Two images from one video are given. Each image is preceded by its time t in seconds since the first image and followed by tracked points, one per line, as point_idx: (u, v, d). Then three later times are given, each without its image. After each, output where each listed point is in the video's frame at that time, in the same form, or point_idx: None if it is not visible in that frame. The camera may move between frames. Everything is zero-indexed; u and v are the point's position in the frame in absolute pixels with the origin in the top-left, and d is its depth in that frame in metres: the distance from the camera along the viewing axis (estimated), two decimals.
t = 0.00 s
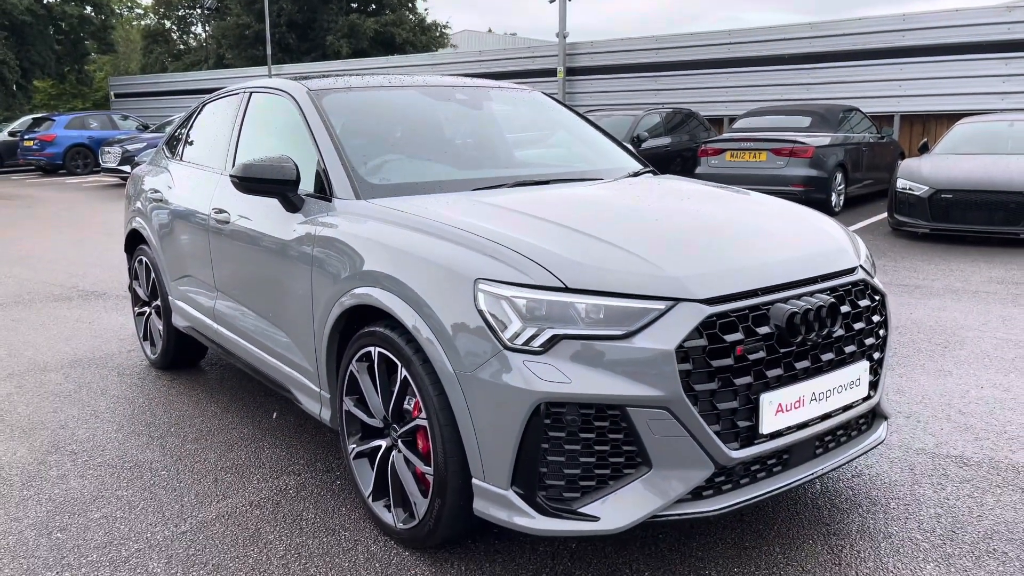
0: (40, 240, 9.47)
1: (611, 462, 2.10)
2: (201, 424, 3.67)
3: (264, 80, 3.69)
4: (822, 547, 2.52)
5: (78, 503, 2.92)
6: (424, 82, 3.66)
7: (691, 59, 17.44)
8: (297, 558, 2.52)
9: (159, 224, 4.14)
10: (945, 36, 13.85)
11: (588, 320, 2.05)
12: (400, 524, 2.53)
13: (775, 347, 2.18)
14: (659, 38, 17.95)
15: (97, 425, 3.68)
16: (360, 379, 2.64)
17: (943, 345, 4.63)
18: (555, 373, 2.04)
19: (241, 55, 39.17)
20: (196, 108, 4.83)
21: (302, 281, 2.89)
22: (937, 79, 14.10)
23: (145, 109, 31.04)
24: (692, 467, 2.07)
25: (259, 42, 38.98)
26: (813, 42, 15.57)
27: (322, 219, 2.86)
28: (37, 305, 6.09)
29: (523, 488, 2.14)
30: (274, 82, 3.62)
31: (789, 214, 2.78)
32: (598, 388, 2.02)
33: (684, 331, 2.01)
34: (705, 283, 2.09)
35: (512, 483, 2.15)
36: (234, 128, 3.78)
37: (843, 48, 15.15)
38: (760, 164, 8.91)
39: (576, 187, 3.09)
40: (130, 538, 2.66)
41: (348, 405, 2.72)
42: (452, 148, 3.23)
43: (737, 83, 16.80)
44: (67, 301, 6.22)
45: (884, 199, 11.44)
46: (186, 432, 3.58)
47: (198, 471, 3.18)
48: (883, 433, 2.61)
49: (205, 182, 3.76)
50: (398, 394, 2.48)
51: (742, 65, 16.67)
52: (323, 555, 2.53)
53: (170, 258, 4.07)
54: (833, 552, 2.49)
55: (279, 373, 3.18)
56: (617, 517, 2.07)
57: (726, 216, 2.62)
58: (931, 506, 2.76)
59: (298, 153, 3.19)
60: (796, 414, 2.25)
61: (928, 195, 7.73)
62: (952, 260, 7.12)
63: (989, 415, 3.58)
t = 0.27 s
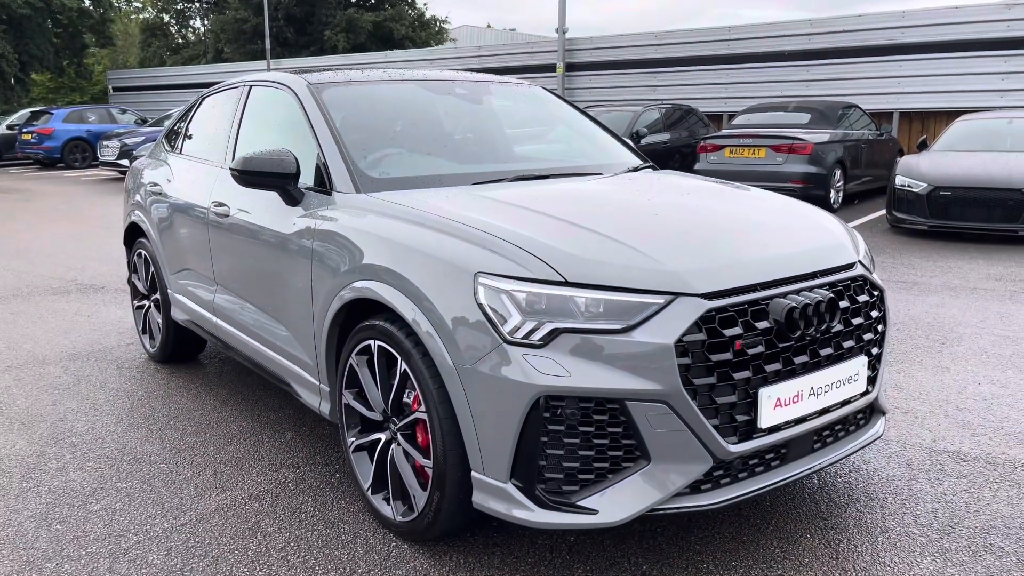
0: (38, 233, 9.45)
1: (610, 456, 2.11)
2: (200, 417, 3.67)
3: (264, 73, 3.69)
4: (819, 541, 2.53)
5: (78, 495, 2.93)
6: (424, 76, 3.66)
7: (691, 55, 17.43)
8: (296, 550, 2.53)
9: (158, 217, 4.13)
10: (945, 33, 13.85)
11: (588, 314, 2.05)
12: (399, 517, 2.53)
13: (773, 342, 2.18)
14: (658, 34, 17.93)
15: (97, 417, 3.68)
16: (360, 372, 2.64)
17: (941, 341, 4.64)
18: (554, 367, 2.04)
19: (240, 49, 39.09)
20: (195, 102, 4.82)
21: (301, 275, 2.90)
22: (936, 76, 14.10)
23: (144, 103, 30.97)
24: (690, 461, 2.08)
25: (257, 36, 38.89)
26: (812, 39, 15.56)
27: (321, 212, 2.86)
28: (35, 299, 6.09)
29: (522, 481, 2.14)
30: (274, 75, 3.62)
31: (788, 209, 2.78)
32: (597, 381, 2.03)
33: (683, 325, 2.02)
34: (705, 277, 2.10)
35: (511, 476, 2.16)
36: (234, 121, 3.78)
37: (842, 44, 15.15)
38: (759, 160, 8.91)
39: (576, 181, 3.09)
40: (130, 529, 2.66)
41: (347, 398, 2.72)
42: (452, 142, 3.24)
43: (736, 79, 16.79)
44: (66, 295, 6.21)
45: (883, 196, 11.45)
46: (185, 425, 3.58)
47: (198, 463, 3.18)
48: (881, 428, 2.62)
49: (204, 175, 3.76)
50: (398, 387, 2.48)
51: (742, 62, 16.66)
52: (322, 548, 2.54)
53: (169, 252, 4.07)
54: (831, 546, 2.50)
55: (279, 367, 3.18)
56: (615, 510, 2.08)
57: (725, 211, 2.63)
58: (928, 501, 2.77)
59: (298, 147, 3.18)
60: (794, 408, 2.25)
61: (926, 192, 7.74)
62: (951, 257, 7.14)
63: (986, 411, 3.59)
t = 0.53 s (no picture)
0: (35, 227, 9.43)
1: (608, 451, 2.11)
2: (199, 411, 3.68)
3: (264, 67, 3.68)
4: (816, 536, 2.54)
5: (76, 488, 2.93)
6: (424, 71, 3.65)
7: (690, 51, 17.41)
8: (295, 544, 2.53)
9: (157, 210, 4.13)
10: (944, 30, 13.85)
11: (588, 310, 2.05)
12: (398, 512, 2.54)
13: (772, 338, 2.19)
14: (658, 30, 17.90)
15: (95, 410, 3.68)
16: (359, 366, 2.64)
17: (938, 338, 4.65)
18: (554, 362, 2.05)
19: (238, 43, 38.97)
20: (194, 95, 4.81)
21: (301, 269, 2.89)
22: (934, 73, 14.10)
23: (141, 96, 30.87)
24: (689, 456, 2.08)
25: (255, 29, 38.78)
26: (811, 36, 15.55)
27: (321, 206, 2.86)
28: (33, 292, 6.08)
29: (521, 476, 2.15)
30: (274, 69, 3.61)
31: (787, 206, 2.78)
32: (596, 377, 2.03)
33: (682, 321, 2.02)
34: (705, 273, 2.10)
35: (510, 470, 2.16)
36: (233, 115, 3.77)
37: (841, 41, 15.14)
38: (758, 157, 8.92)
39: (576, 176, 3.09)
40: (129, 522, 2.67)
41: (347, 392, 2.73)
42: (452, 137, 3.23)
43: (735, 75, 16.78)
44: (63, 288, 6.20)
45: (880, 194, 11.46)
46: (184, 419, 3.58)
47: (196, 457, 3.19)
48: (878, 424, 2.63)
49: (203, 169, 3.76)
50: (397, 381, 2.48)
51: (741, 58, 16.65)
52: (321, 542, 2.54)
53: (168, 245, 4.07)
54: (828, 541, 2.51)
55: (278, 361, 3.18)
56: (613, 505, 2.08)
57: (725, 207, 2.63)
58: (925, 497, 2.78)
59: (298, 141, 3.18)
60: (793, 404, 2.26)
61: (924, 189, 7.75)
62: (948, 254, 7.15)
63: (982, 408, 3.61)
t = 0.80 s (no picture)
0: (32, 220, 9.40)
1: (607, 447, 2.11)
2: (197, 405, 3.67)
3: (263, 61, 3.67)
4: (814, 532, 2.54)
5: (74, 481, 2.93)
6: (423, 66, 3.65)
7: (689, 48, 17.39)
8: (294, 538, 2.53)
9: (155, 204, 4.11)
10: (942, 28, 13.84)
11: (587, 305, 2.05)
12: (396, 506, 2.54)
13: (771, 334, 2.19)
14: (656, 26, 17.87)
15: (92, 404, 3.68)
16: (358, 361, 2.64)
17: (935, 336, 4.66)
18: (553, 357, 2.04)
19: (235, 37, 38.85)
20: (192, 88, 4.80)
21: (299, 263, 2.89)
22: (933, 71, 14.10)
23: (138, 90, 30.77)
24: (688, 452, 2.09)
25: (253, 24, 38.67)
26: (810, 33, 15.54)
27: (319, 201, 2.85)
28: (30, 285, 6.06)
29: (520, 471, 2.15)
30: (273, 63, 3.60)
31: (786, 202, 2.78)
32: (595, 373, 2.03)
33: (682, 317, 2.02)
34: (705, 270, 2.10)
35: (509, 465, 2.16)
36: (232, 108, 3.76)
37: (840, 38, 15.13)
38: (756, 154, 8.92)
39: (575, 172, 3.09)
40: (127, 516, 2.66)
41: (345, 387, 2.72)
42: (451, 132, 3.23)
43: (733, 72, 16.77)
44: (59, 282, 6.18)
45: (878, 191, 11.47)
46: (181, 413, 3.58)
47: (194, 451, 3.19)
48: (876, 421, 2.63)
49: (201, 163, 3.74)
50: (396, 376, 2.48)
51: (739, 55, 16.63)
52: (319, 536, 2.54)
53: (165, 239, 4.06)
54: (826, 537, 2.52)
55: (276, 355, 3.18)
56: (612, 500, 2.08)
57: (725, 203, 2.63)
58: (922, 494, 2.79)
59: (297, 135, 3.17)
60: (791, 400, 2.26)
61: (922, 187, 7.76)
62: (945, 252, 7.16)
63: (979, 405, 3.61)
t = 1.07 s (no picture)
0: (28, 215, 9.37)
1: (606, 443, 2.11)
2: (194, 401, 3.66)
3: (261, 57, 3.66)
4: (811, 530, 2.55)
5: (71, 477, 2.92)
6: (422, 62, 3.64)
7: (687, 46, 17.39)
8: (292, 534, 2.53)
9: (153, 200, 4.11)
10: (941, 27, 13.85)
11: (587, 302, 2.05)
12: (395, 503, 2.54)
13: (770, 332, 2.19)
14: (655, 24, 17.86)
15: (90, 400, 3.67)
16: (356, 357, 2.64)
17: (932, 334, 4.67)
18: (552, 354, 2.04)
19: (233, 33, 38.76)
20: (190, 84, 4.78)
21: (298, 260, 2.88)
22: (931, 69, 14.11)
23: (135, 86, 30.69)
24: (686, 449, 2.09)
25: (250, 19, 38.58)
26: (808, 31, 15.54)
27: (318, 197, 2.85)
28: (27, 281, 6.05)
29: (518, 468, 2.15)
30: (272, 59, 3.59)
31: (785, 200, 2.78)
32: (594, 370, 2.03)
33: (681, 314, 2.02)
34: (703, 267, 2.10)
35: (507, 462, 2.16)
36: (230, 104, 3.75)
37: (838, 37, 15.13)
38: (754, 152, 8.93)
39: (574, 169, 3.09)
40: (124, 512, 2.66)
41: (343, 383, 2.72)
42: (450, 129, 3.22)
43: (732, 70, 16.77)
44: (57, 278, 6.17)
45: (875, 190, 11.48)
46: (179, 409, 3.57)
47: (191, 447, 3.18)
48: (874, 419, 2.64)
49: (199, 158, 3.74)
50: (394, 373, 2.48)
51: (737, 53, 16.64)
52: (317, 532, 2.54)
53: (163, 235, 4.05)
54: (824, 535, 2.52)
55: (274, 352, 3.17)
56: (610, 497, 2.09)
57: (724, 201, 2.63)
58: (919, 492, 2.79)
59: (295, 131, 3.16)
60: (789, 398, 2.26)
61: (920, 186, 7.77)
62: (943, 250, 7.17)
63: (976, 403, 3.62)
